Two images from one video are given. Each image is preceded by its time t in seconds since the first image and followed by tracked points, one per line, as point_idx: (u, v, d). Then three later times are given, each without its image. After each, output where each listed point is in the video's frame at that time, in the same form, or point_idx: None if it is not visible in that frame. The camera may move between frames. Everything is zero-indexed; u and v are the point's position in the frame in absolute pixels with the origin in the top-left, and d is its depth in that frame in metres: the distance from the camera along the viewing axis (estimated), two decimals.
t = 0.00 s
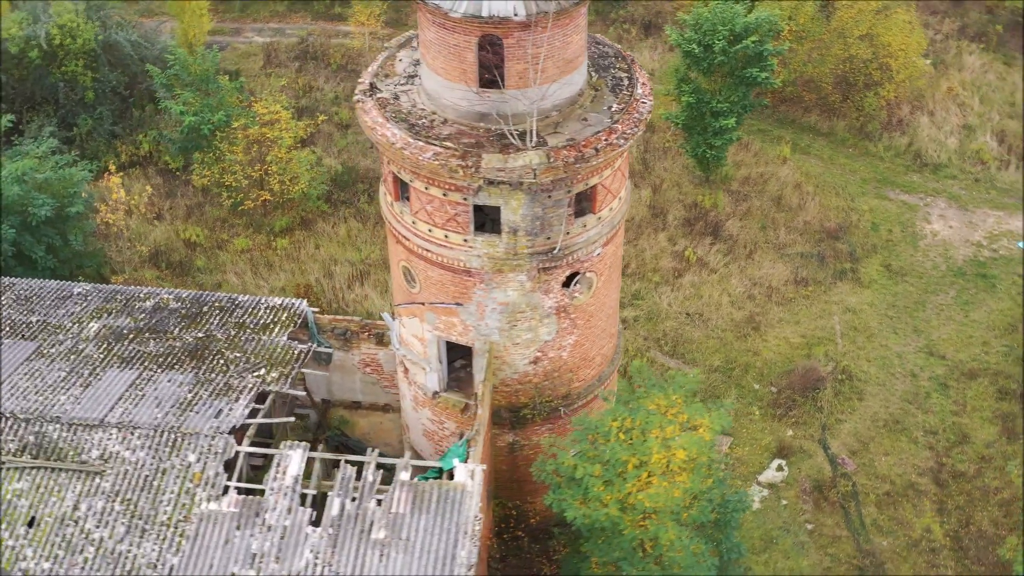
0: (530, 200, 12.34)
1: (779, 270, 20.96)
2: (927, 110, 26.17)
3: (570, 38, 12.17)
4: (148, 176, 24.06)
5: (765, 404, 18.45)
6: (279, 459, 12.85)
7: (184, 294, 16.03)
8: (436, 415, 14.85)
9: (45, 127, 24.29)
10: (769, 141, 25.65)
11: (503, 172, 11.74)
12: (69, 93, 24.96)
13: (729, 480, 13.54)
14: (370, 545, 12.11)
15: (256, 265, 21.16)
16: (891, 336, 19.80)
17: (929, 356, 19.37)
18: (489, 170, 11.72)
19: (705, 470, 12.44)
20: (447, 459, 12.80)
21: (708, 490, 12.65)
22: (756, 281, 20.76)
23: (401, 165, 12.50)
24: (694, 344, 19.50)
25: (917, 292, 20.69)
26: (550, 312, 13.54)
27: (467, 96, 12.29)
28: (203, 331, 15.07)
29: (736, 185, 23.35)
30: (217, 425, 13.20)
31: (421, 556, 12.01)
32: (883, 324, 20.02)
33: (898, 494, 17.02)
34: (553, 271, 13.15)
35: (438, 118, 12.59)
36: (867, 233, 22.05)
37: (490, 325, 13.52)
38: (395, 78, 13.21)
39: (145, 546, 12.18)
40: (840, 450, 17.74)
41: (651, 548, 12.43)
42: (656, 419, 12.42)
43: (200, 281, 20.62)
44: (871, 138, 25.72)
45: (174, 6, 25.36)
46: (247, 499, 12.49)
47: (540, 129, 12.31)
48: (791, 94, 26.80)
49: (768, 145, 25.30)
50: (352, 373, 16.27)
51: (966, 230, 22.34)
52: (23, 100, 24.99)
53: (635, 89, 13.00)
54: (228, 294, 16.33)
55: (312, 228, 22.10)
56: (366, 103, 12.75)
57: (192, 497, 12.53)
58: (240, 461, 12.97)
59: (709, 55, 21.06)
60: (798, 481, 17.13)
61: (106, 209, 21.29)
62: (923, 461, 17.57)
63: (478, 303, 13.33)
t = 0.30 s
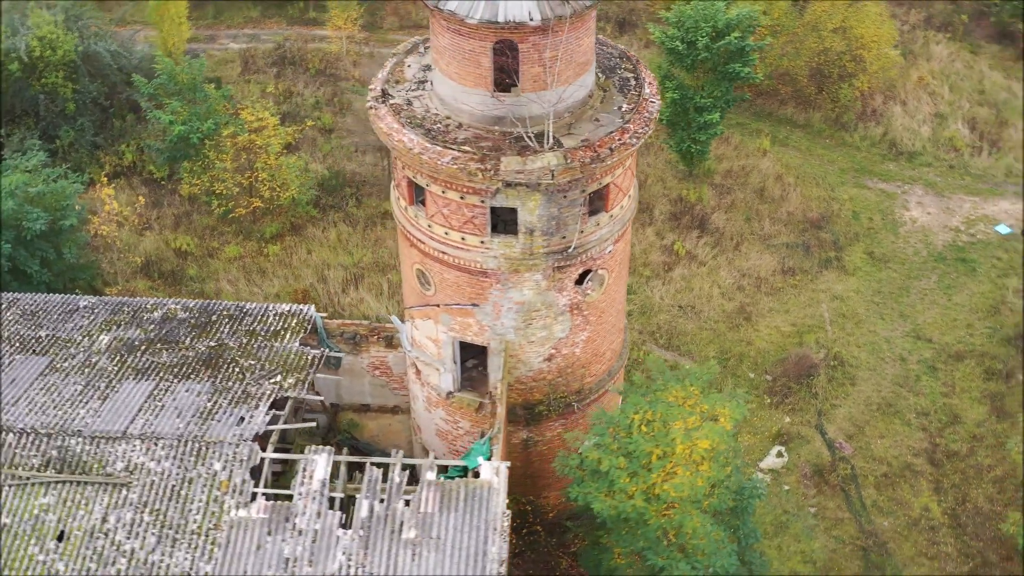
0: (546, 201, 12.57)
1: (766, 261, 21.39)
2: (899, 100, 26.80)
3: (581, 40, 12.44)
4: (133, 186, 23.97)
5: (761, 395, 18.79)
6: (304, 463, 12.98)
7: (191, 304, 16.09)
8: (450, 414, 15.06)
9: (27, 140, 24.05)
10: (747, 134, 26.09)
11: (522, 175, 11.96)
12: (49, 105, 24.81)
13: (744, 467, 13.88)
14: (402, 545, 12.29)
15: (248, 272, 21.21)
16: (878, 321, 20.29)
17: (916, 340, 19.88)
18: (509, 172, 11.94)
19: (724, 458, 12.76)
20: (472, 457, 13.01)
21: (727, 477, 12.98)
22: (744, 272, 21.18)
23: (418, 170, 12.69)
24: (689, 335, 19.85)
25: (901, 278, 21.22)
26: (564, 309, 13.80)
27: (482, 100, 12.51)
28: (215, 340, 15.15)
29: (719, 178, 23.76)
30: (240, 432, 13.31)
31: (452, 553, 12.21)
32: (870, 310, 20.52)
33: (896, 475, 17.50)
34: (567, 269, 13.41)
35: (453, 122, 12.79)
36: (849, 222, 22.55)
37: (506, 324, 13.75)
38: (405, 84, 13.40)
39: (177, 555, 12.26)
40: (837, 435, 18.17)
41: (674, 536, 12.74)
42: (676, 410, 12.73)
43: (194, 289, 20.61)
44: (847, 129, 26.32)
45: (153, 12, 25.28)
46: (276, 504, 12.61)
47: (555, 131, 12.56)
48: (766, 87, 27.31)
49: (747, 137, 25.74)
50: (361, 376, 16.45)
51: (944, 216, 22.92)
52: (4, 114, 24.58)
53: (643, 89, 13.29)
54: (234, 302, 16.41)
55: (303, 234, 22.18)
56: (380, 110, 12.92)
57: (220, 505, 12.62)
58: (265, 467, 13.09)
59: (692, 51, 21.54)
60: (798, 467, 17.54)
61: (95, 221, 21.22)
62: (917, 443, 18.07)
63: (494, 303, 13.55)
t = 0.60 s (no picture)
0: (555, 202, 12.81)
1: (746, 252, 21.84)
2: (864, 90, 27.38)
3: (585, 44, 12.71)
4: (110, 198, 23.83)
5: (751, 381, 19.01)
6: (324, 470, 13.11)
7: (192, 316, 16.12)
8: (458, 415, 15.25)
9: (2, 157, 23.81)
10: (718, 127, 26.52)
11: (534, 177, 12.19)
12: (21, 121, 24.57)
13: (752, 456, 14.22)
14: (428, 546, 12.47)
15: (235, 282, 21.22)
16: (857, 307, 20.81)
17: (896, 324, 20.43)
18: (521, 175, 12.16)
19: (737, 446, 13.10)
20: (490, 457, 13.22)
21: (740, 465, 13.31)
22: (726, 264, 21.61)
23: (427, 176, 12.87)
24: (676, 327, 20.21)
25: (877, 264, 21.77)
26: (571, 307, 14.06)
27: (489, 105, 12.73)
28: (221, 351, 15.21)
29: (694, 172, 24.17)
30: (258, 442, 13.40)
31: (478, 551, 12.41)
32: (849, 296, 21.04)
33: (886, 456, 18.01)
34: (574, 268, 13.66)
35: (460, 128, 12.99)
36: (823, 211, 23.07)
37: (515, 324, 13.98)
38: (409, 91, 13.57)
39: (205, 566, 12.31)
40: (827, 419, 18.63)
41: (690, 525, 13.07)
42: (689, 401, 13.05)
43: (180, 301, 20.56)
44: (815, 120, 26.89)
45: (123, 24, 25.48)
46: (300, 512, 12.73)
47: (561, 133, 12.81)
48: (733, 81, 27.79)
49: (719, 130, 26.18)
50: (364, 381, 16.56)
51: (913, 202, 23.54)
52: None
53: (642, 89, 13.59)
54: (234, 312, 16.47)
55: (286, 241, 22.22)
56: (387, 117, 13.08)
57: (244, 514, 12.71)
58: (285, 476, 13.19)
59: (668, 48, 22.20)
60: (792, 452, 17.97)
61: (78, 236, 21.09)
62: (904, 423, 18.59)
63: (503, 304, 13.78)
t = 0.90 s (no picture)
0: (558, 204, 13.05)
1: (720, 244, 22.29)
2: (822, 81, 27.93)
3: (582, 47, 12.97)
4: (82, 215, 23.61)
5: (737, 369, 19.37)
6: (340, 478, 13.23)
7: (188, 330, 16.11)
8: (461, 417, 15.43)
9: None
10: (684, 121, 26.92)
11: (539, 181, 12.42)
12: None
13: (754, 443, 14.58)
14: (449, 547, 12.65)
15: (216, 295, 21.17)
16: (832, 293, 21.34)
17: (870, 308, 20.98)
18: (526, 179, 12.38)
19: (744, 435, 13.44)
20: (503, 456, 13.43)
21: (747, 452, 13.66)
22: (702, 256, 22.03)
23: (431, 182, 13.04)
24: (659, 321, 20.58)
25: (848, 251, 22.34)
26: (572, 306, 14.32)
27: (490, 111, 12.94)
28: (222, 365, 15.24)
29: (664, 167, 24.57)
30: (271, 453, 13.47)
31: (499, 550, 12.62)
32: (823, 283, 21.56)
33: (870, 437, 18.52)
34: (576, 268, 13.92)
35: (461, 134, 13.17)
36: (791, 201, 23.59)
37: (518, 325, 14.21)
38: (406, 100, 13.73)
39: None
40: (811, 404, 19.11)
41: (702, 513, 13.40)
42: (696, 393, 13.37)
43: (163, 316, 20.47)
44: (778, 113, 27.56)
45: (88, 39, 25.42)
46: (319, 521, 12.82)
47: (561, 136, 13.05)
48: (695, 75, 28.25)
49: (684, 125, 26.61)
50: (362, 388, 16.66)
51: (877, 188, 24.18)
52: None
53: (636, 89, 13.89)
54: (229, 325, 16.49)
55: (264, 252, 22.20)
56: (388, 127, 13.23)
57: (264, 526, 12.76)
58: (301, 485, 13.27)
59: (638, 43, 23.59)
60: (780, 438, 18.41)
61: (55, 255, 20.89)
62: (886, 405, 19.12)
63: (507, 305, 13.99)
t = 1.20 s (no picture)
0: (556, 206, 13.29)
1: (690, 237, 22.73)
2: (776, 74, 28.14)
3: (574, 52, 13.22)
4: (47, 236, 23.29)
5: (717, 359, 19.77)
6: (353, 487, 13.33)
7: (180, 348, 16.06)
8: (461, 420, 15.60)
9: None
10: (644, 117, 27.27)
11: (540, 184, 12.65)
12: None
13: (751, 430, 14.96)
14: (467, 549, 12.82)
15: (193, 311, 21.06)
16: (801, 280, 21.85)
17: (840, 294, 21.53)
18: (527, 183, 12.60)
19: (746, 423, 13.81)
20: (512, 456, 13.63)
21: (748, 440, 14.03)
22: (673, 250, 22.44)
23: (431, 190, 13.20)
24: (636, 316, 20.92)
25: (813, 238, 22.89)
26: (570, 306, 14.56)
27: (486, 117, 13.13)
28: (220, 381, 15.23)
29: (629, 164, 24.94)
30: (282, 466, 13.53)
31: (517, 549, 12.81)
32: (793, 271, 22.07)
33: (851, 419, 19.02)
34: (573, 268, 14.16)
35: (457, 141, 13.34)
36: (755, 192, 24.09)
37: (518, 327, 14.42)
38: (399, 109, 13.88)
39: None
40: (791, 389, 19.57)
41: (708, 502, 13.74)
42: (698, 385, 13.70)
43: (141, 334, 20.31)
44: (735, 105, 27.65)
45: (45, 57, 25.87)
46: (336, 530, 12.89)
47: (556, 140, 13.29)
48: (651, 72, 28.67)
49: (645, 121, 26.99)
50: (358, 396, 16.74)
51: (837, 176, 24.79)
52: None
53: (624, 91, 14.19)
54: (220, 341, 16.48)
55: (238, 265, 22.12)
56: (384, 137, 13.38)
57: (281, 539, 12.79)
58: (314, 496, 13.33)
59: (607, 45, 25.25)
60: (764, 424, 18.84)
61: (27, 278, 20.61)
62: (862, 387, 19.66)
63: (507, 308, 14.19)
